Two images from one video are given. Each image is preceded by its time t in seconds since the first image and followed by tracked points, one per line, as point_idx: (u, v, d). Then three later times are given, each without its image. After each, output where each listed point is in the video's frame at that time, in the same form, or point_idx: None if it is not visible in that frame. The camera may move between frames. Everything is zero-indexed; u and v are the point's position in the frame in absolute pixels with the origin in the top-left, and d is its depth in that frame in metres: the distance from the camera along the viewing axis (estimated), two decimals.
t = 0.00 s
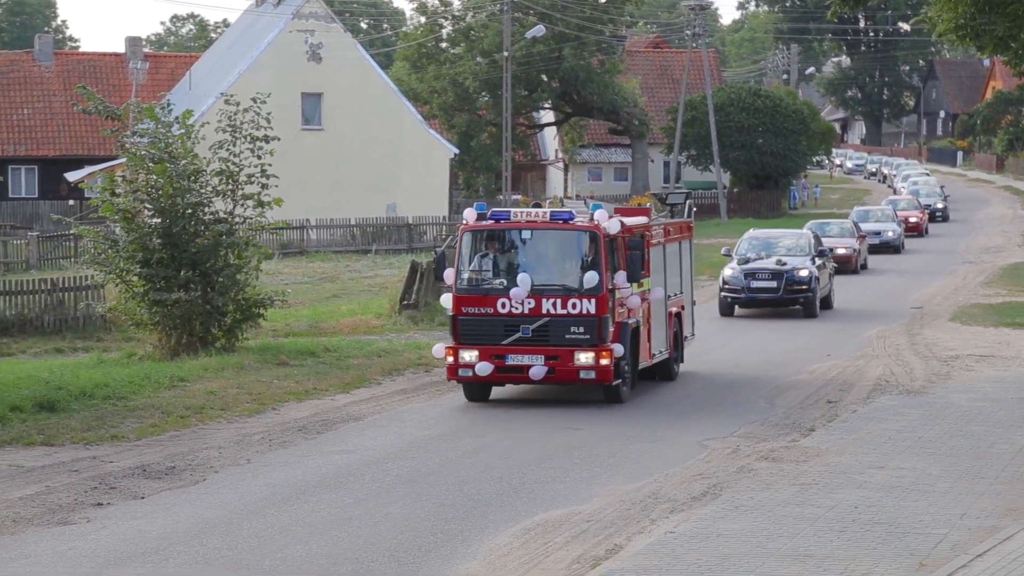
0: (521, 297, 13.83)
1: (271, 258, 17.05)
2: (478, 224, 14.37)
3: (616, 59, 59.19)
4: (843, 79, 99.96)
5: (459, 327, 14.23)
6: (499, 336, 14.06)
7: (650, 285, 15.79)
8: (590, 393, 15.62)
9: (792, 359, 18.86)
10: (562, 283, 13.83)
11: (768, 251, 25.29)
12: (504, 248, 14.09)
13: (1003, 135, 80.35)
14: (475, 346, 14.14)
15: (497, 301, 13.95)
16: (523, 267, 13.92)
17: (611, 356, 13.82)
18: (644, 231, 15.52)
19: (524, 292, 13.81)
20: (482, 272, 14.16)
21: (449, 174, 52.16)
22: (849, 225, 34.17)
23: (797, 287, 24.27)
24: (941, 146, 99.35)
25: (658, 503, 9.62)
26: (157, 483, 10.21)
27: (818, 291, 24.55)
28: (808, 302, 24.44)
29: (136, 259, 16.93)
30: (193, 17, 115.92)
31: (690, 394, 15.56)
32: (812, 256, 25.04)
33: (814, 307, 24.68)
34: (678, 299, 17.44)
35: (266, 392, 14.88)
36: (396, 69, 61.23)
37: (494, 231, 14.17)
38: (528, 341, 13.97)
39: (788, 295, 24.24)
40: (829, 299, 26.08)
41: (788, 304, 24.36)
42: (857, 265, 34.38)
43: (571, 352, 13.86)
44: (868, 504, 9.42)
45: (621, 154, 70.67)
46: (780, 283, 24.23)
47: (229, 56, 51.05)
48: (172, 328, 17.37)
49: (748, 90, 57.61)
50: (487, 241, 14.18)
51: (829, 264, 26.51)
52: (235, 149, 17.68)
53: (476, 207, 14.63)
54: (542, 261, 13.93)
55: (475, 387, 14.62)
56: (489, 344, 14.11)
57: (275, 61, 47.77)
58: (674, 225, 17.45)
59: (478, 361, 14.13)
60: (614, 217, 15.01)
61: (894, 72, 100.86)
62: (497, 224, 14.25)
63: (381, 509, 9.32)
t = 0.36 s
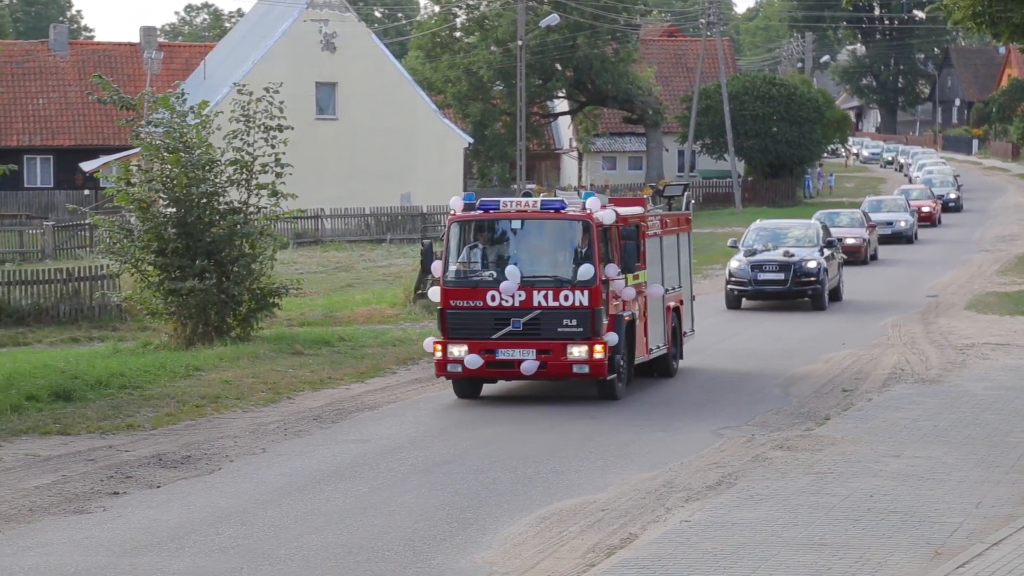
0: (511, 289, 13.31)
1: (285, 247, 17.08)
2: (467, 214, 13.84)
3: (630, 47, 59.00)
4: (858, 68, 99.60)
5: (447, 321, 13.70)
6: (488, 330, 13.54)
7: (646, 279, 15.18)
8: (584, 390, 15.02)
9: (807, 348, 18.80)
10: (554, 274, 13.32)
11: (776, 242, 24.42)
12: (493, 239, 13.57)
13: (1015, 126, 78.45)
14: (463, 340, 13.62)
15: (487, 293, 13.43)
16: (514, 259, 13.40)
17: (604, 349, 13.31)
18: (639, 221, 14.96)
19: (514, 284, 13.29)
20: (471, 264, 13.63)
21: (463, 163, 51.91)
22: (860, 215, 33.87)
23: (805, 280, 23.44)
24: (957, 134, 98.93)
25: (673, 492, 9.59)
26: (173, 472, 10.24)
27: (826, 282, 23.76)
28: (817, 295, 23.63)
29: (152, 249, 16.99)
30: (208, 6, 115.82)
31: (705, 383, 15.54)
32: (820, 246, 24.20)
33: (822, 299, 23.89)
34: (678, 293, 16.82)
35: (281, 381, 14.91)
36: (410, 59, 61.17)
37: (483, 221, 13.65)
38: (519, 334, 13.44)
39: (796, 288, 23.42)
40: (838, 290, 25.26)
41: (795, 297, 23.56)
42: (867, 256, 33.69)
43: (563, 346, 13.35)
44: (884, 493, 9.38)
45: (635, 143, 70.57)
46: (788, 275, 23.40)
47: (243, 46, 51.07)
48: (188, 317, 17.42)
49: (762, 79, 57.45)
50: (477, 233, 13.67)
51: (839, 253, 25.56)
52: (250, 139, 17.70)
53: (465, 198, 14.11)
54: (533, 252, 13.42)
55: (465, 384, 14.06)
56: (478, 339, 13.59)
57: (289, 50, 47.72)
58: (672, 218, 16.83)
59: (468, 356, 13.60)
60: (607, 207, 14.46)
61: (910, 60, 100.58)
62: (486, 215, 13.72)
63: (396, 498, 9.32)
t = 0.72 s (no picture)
0: (504, 286, 12.61)
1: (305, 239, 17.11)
2: (459, 207, 13.10)
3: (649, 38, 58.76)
4: (877, 58, 100.19)
5: (439, 319, 13.00)
6: (481, 328, 12.86)
7: (646, 275, 14.44)
8: (581, 392, 14.32)
9: (826, 339, 18.72)
10: (550, 270, 12.63)
11: (788, 236, 23.98)
12: (487, 233, 12.85)
13: None
14: (455, 339, 12.93)
15: (480, 290, 12.73)
16: (507, 254, 12.70)
17: (602, 348, 12.64)
18: (639, 215, 14.20)
19: (508, 280, 12.59)
20: (463, 260, 12.92)
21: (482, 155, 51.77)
22: (873, 209, 33.28)
23: (818, 274, 22.96)
24: (977, 125, 98.41)
25: (693, 483, 9.57)
26: (193, 464, 10.26)
27: (840, 277, 23.24)
28: (830, 291, 23.11)
29: (172, 241, 17.05)
30: None
31: (724, 374, 15.48)
32: (833, 240, 23.69)
33: (835, 295, 23.37)
34: (682, 289, 16.09)
35: (301, 373, 14.95)
36: (429, 50, 61.13)
37: (474, 215, 12.91)
38: (513, 333, 12.76)
39: (809, 283, 22.93)
40: (852, 286, 24.69)
41: (808, 292, 23.09)
42: (881, 249, 32.89)
43: (559, 345, 12.67)
44: (904, 484, 9.33)
45: (654, 134, 70.42)
46: (801, 269, 22.92)
47: (262, 38, 51.07)
48: (208, 309, 17.48)
49: (782, 69, 57.11)
50: (469, 226, 12.95)
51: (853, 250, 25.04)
52: (268, 131, 17.72)
53: (456, 190, 13.38)
54: (527, 247, 12.72)
55: (458, 384, 13.36)
56: (471, 337, 12.91)
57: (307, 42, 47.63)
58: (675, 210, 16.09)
59: (460, 356, 12.91)
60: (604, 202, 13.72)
61: (929, 50, 100.35)
62: (479, 208, 12.99)
63: (415, 490, 9.31)
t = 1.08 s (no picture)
0: (503, 286, 12.01)
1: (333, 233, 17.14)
2: (459, 205, 12.49)
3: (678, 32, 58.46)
4: (906, 50, 98.98)
5: (437, 321, 12.40)
6: (481, 330, 12.27)
7: (655, 274, 13.78)
8: (587, 395, 13.71)
9: (856, 333, 18.59)
10: (552, 270, 12.03)
11: (810, 232, 23.13)
12: (487, 231, 12.25)
13: None
14: (454, 341, 12.35)
15: (480, 291, 12.14)
16: (509, 253, 12.11)
17: (606, 351, 12.04)
18: (648, 212, 13.54)
19: (508, 280, 11.98)
20: (463, 259, 12.32)
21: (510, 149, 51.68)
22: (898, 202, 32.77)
23: (841, 272, 22.17)
24: (1008, 117, 97.39)
25: (722, 477, 9.51)
26: (223, 458, 10.30)
27: (863, 275, 22.45)
28: (853, 288, 22.34)
29: (201, 236, 17.12)
30: None
31: (753, 368, 15.39)
32: (857, 236, 22.84)
33: (858, 292, 22.60)
34: (694, 288, 15.44)
35: (330, 367, 14.99)
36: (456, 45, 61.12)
37: (474, 213, 12.30)
38: (514, 335, 12.17)
39: (831, 281, 22.16)
40: (875, 282, 23.97)
41: (830, 290, 22.31)
42: (905, 244, 32.45)
43: (561, 348, 12.07)
44: (935, 478, 9.24)
45: (683, 128, 70.11)
46: (823, 267, 22.14)
47: (291, 33, 51.18)
48: (237, 304, 17.54)
49: (811, 62, 56.68)
50: (468, 224, 12.35)
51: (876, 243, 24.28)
52: (297, 126, 17.77)
53: (455, 186, 12.77)
54: (529, 246, 12.11)
55: (459, 389, 12.78)
56: (471, 340, 12.32)
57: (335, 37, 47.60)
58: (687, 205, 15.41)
59: (460, 359, 12.33)
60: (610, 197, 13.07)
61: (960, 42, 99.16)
62: (479, 206, 12.38)
63: (444, 484, 9.31)
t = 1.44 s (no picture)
0: (499, 288, 11.44)
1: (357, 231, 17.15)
2: (454, 205, 11.92)
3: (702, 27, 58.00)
4: (932, 45, 98.50)
5: (430, 324, 11.83)
6: (474, 335, 11.68)
7: (657, 276, 13.16)
8: (587, 401, 13.13)
9: (883, 329, 18.49)
10: (549, 272, 11.44)
11: (828, 231, 22.58)
12: (483, 232, 11.68)
13: None
14: (447, 345, 11.77)
15: (474, 294, 11.58)
16: (504, 254, 11.53)
17: (605, 356, 11.45)
18: (649, 211, 12.95)
19: (503, 282, 11.42)
20: (457, 261, 11.74)
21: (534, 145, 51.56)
22: (919, 199, 32.51)
23: (860, 271, 21.61)
24: None
25: (747, 473, 9.46)
26: (250, 454, 10.34)
27: (883, 274, 21.89)
28: (872, 288, 21.78)
29: (227, 234, 17.21)
30: None
31: (778, 364, 15.32)
32: (876, 235, 22.27)
33: (878, 292, 22.02)
34: (700, 288, 14.82)
35: (355, 363, 15.02)
36: (481, 41, 61.07)
37: (469, 213, 11.74)
38: (509, 340, 11.59)
39: (850, 280, 21.61)
40: (894, 282, 23.46)
41: (848, 289, 21.76)
42: (927, 243, 32.14)
43: (558, 354, 11.49)
44: (962, 473, 9.16)
45: (708, 124, 69.85)
46: (841, 266, 21.60)
47: (317, 29, 51.21)
48: (264, 301, 17.62)
49: (836, 57, 56.23)
50: (463, 224, 11.79)
51: (895, 242, 23.72)
52: (323, 123, 17.77)
53: (449, 184, 12.20)
54: (526, 246, 11.54)
55: (453, 395, 12.21)
56: (464, 344, 11.74)
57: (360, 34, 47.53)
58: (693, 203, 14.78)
59: (452, 365, 11.74)
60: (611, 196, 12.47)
61: (987, 37, 98.29)
62: (474, 205, 11.80)
63: (470, 480, 9.30)
